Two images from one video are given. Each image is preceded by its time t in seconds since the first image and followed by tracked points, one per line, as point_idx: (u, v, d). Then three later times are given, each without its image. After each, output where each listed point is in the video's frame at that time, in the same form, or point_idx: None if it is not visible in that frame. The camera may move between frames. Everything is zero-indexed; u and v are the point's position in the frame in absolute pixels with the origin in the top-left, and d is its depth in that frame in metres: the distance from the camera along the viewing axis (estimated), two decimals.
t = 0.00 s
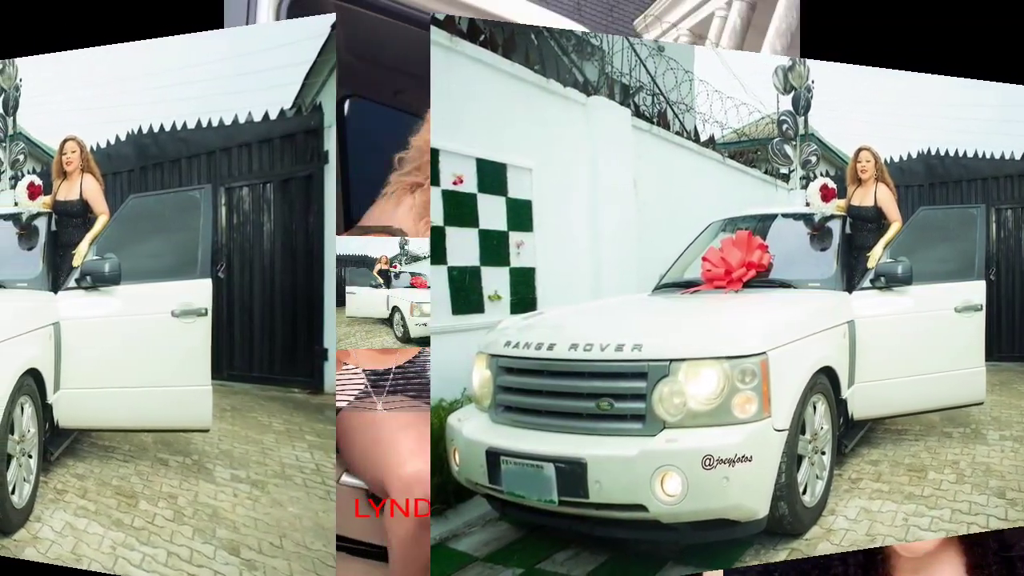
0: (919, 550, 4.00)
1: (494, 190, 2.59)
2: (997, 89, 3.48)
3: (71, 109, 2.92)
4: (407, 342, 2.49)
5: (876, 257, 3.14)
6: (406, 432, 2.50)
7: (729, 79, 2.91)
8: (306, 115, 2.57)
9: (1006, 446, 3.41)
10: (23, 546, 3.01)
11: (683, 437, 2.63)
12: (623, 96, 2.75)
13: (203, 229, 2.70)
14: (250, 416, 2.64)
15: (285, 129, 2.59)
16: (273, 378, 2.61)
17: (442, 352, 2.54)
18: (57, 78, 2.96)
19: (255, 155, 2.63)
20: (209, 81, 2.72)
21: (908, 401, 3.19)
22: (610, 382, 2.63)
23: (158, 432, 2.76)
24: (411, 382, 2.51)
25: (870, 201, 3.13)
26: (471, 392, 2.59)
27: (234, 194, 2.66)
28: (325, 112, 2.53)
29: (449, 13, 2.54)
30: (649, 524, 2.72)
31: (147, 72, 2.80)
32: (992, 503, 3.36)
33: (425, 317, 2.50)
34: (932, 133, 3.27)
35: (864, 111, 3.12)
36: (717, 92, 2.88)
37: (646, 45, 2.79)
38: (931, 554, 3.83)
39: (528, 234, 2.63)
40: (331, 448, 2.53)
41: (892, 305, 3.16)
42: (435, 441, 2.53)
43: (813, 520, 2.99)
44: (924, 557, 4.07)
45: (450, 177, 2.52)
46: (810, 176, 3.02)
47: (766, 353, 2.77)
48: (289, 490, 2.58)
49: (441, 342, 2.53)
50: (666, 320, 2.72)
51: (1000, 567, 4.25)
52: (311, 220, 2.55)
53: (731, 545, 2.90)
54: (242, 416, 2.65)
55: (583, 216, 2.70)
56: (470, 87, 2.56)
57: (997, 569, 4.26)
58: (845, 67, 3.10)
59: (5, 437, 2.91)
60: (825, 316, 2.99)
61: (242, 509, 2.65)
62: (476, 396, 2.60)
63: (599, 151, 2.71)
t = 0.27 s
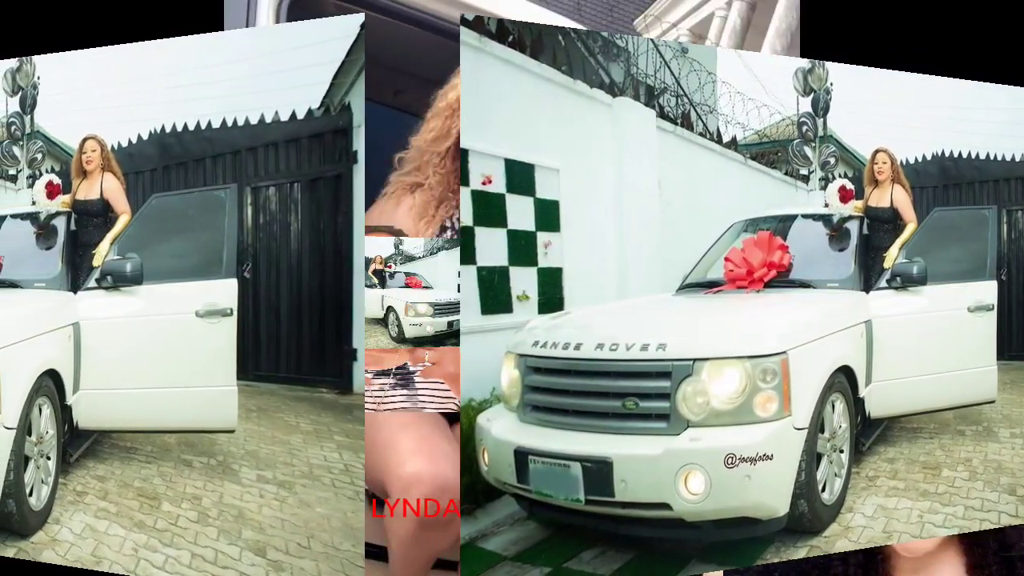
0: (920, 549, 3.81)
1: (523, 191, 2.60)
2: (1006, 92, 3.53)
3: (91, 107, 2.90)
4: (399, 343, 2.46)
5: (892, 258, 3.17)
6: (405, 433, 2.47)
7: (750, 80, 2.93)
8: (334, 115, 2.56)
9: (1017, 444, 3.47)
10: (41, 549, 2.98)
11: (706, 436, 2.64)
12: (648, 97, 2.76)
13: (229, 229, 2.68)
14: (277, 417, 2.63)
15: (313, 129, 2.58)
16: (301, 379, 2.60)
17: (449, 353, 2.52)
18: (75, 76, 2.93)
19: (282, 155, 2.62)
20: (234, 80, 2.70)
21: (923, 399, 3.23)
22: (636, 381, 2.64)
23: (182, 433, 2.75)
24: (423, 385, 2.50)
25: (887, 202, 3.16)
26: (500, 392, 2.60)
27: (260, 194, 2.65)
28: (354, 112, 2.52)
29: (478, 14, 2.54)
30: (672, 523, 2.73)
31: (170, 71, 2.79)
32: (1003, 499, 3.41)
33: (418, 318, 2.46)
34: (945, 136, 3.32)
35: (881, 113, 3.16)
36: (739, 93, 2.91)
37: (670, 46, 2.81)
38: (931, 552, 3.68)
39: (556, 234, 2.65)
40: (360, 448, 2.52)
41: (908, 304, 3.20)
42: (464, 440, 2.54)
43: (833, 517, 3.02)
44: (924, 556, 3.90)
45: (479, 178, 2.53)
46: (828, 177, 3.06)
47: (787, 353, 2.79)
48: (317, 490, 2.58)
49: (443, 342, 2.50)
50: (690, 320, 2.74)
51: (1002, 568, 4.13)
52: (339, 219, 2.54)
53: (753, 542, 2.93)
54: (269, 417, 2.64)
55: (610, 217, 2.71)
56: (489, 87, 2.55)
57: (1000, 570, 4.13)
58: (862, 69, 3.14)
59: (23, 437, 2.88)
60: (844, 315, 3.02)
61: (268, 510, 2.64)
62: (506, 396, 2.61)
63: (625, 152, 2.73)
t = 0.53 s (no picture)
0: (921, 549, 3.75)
1: (550, 191, 2.61)
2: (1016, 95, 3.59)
3: (112, 106, 2.87)
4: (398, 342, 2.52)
5: (907, 258, 3.21)
6: (405, 433, 2.49)
7: (771, 82, 2.96)
8: (363, 115, 2.56)
9: None
10: (59, 552, 2.95)
11: (728, 435, 2.67)
12: (672, 98, 2.78)
13: (254, 229, 2.67)
14: (304, 417, 2.62)
15: (341, 128, 2.58)
16: (328, 379, 2.60)
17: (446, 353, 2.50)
18: (96, 74, 2.91)
19: (310, 155, 2.62)
20: (259, 79, 2.70)
21: (937, 398, 3.28)
22: (660, 380, 2.67)
23: (206, 434, 2.73)
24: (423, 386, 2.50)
25: (902, 203, 3.20)
26: (528, 392, 2.61)
27: (287, 193, 2.64)
28: (384, 111, 2.52)
29: (507, 15, 2.55)
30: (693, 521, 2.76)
31: (194, 70, 2.77)
32: (1014, 496, 3.47)
33: (413, 317, 2.49)
34: (958, 138, 3.37)
35: (896, 115, 3.20)
36: (761, 95, 2.94)
37: (694, 48, 2.83)
38: (932, 552, 3.65)
39: (583, 235, 2.66)
40: (389, 448, 2.52)
41: (923, 304, 3.24)
42: (493, 440, 2.55)
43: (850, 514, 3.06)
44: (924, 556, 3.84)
45: (508, 178, 2.54)
46: (846, 178, 3.09)
47: (806, 352, 2.83)
48: (345, 491, 2.57)
49: (439, 342, 2.50)
50: (713, 320, 2.77)
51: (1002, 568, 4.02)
52: (367, 219, 2.54)
53: (773, 540, 2.95)
54: (295, 417, 2.63)
55: (635, 217, 2.73)
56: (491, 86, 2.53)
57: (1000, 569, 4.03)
58: (879, 71, 3.18)
59: (41, 438, 2.87)
60: (861, 315, 3.06)
61: (295, 511, 2.63)
62: (533, 396, 2.61)
63: (650, 153, 2.75)
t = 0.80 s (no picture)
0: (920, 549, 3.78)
1: (577, 191, 2.62)
2: None
3: (133, 104, 2.85)
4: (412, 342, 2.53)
5: (922, 258, 3.25)
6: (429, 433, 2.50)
7: (792, 84, 2.99)
8: (391, 114, 2.56)
9: None
10: (79, 554, 2.93)
11: (749, 434, 2.67)
12: (696, 100, 2.81)
13: (280, 228, 2.67)
14: (331, 418, 2.62)
15: (370, 128, 2.58)
16: (356, 379, 2.60)
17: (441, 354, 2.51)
18: (116, 73, 2.88)
19: (337, 155, 2.61)
20: (285, 78, 2.68)
21: (951, 396, 3.32)
22: (685, 380, 2.68)
23: (231, 435, 2.72)
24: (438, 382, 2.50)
25: (917, 204, 3.25)
26: (556, 391, 2.62)
27: (314, 193, 2.64)
28: (413, 111, 2.52)
29: (536, 16, 2.56)
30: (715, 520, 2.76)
31: (218, 69, 2.76)
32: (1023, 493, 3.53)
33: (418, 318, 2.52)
34: (970, 140, 3.42)
35: (911, 117, 3.25)
36: (782, 97, 2.97)
37: (717, 50, 2.86)
38: (931, 552, 3.68)
39: (609, 235, 2.67)
40: (418, 448, 2.52)
41: (937, 304, 3.28)
42: (523, 440, 2.55)
43: (868, 511, 3.10)
44: (924, 556, 3.88)
45: (537, 179, 2.54)
46: (864, 180, 3.13)
47: (825, 351, 2.86)
48: (373, 491, 2.57)
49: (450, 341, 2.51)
50: (736, 319, 2.79)
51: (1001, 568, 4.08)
52: (396, 219, 2.55)
53: (794, 537, 2.99)
54: (322, 417, 2.63)
55: (660, 218, 2.75)
56: (491, 86, 2.53)
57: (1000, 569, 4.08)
58: (895, 74, 3.22)
59: (60, 440, 2.83)
60: (878, 314, 3.10)
61: (322, 512, 2.63)
62: (560, 395, 2.62)
63: (675, 154, 2.77)
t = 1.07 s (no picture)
0: (920, 549, 3.80)
1: (604, 191, 2.63)
2: None
3: (155, 102, 2.83)
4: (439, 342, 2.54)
5: (936, 258, 3.30)
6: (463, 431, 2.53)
7: (812, 86, 3.02)
8: (420, 114, 2.56)
9: None
10: (100, 556, 2.91)
11: (771, 432, 2.71)
12: (720, 101, 2.83)
13: (307, 228, 2.66)
14: (359, 417, 2.61)
15: (398, 128, 2.58)
16: (384, 379, 2.59)
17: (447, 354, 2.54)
18: (138, 70, 2.86)
19: (366, 155, 2.61)
20: (312, 78, 2.68)
21: (964, 395, 3.37)
22: (708, 379, 2.70)
23: (257, 435, 2.71)
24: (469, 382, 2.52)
25: (931, 205, 3.29)
26: (584, 391, 2.63)
27: (341, 193, 2.63)
28: (442, 111, 2.53)
29: (565, 17, 2.57)
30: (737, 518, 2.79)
31: (242, 68, 2.74)
32: None
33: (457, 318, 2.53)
34: (981, 142, 3.48)
35: (925, 120, 3.29)
36: (801, 98, 3.00)
37: (739, 52, 2.88)
38: (932, 552, 3.71)
39: (635, 235, 2.69)
40: (447, 448, 2.53)
41: (951, 304, 3.32)
42: (552, 439, 2.56)
43: (884, 508, 3.14)
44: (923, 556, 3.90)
45: (566, 179, 2.56)
46: (880, 181, 3.16)
47: (844, 350, 2.89)
48: (402, 491, 2.57)
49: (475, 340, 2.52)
50: (759, 319, 2.81)
51: (1000, 568, 4.12)
52: (425, 219, 2.55)
53: (813, 535, 3.02)
54: (350, 418, 2.62)
55: (684, 218, 2.77)
56: (491, 85, 2.54)
57: (998, 570, 4.12)
58: (910, 77, 3.27)
59: (80, 442, 2.79)
60: (894, 314, 3.14)
61: (349, 512, 2.63)
62: (588, 395, 2.64)
63: (699, 156, 2.79)
